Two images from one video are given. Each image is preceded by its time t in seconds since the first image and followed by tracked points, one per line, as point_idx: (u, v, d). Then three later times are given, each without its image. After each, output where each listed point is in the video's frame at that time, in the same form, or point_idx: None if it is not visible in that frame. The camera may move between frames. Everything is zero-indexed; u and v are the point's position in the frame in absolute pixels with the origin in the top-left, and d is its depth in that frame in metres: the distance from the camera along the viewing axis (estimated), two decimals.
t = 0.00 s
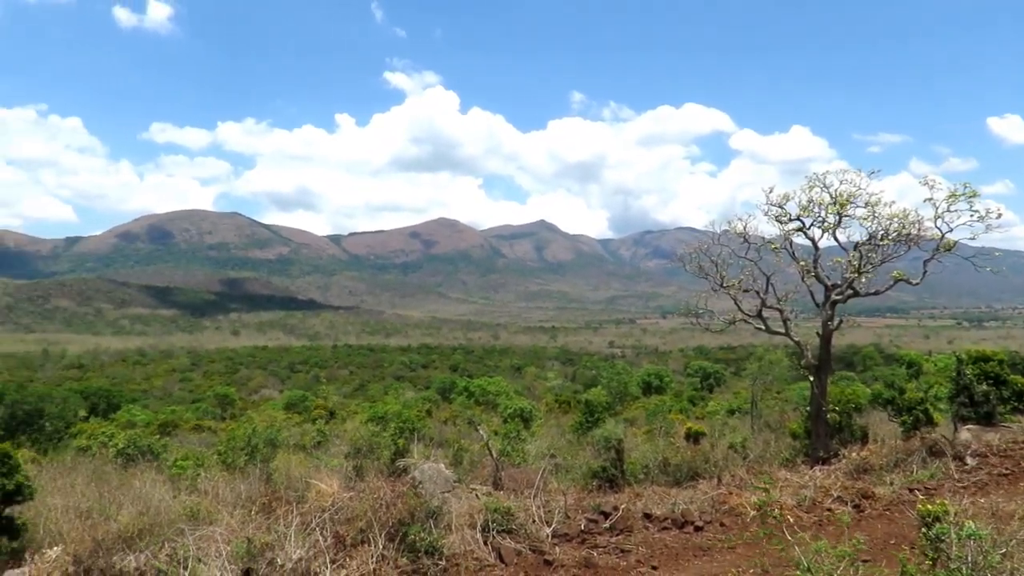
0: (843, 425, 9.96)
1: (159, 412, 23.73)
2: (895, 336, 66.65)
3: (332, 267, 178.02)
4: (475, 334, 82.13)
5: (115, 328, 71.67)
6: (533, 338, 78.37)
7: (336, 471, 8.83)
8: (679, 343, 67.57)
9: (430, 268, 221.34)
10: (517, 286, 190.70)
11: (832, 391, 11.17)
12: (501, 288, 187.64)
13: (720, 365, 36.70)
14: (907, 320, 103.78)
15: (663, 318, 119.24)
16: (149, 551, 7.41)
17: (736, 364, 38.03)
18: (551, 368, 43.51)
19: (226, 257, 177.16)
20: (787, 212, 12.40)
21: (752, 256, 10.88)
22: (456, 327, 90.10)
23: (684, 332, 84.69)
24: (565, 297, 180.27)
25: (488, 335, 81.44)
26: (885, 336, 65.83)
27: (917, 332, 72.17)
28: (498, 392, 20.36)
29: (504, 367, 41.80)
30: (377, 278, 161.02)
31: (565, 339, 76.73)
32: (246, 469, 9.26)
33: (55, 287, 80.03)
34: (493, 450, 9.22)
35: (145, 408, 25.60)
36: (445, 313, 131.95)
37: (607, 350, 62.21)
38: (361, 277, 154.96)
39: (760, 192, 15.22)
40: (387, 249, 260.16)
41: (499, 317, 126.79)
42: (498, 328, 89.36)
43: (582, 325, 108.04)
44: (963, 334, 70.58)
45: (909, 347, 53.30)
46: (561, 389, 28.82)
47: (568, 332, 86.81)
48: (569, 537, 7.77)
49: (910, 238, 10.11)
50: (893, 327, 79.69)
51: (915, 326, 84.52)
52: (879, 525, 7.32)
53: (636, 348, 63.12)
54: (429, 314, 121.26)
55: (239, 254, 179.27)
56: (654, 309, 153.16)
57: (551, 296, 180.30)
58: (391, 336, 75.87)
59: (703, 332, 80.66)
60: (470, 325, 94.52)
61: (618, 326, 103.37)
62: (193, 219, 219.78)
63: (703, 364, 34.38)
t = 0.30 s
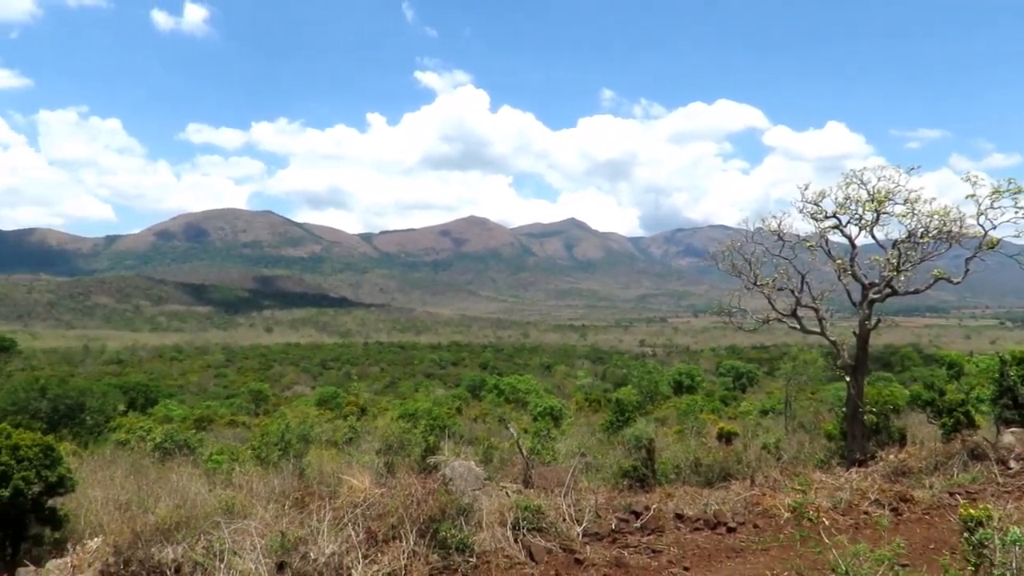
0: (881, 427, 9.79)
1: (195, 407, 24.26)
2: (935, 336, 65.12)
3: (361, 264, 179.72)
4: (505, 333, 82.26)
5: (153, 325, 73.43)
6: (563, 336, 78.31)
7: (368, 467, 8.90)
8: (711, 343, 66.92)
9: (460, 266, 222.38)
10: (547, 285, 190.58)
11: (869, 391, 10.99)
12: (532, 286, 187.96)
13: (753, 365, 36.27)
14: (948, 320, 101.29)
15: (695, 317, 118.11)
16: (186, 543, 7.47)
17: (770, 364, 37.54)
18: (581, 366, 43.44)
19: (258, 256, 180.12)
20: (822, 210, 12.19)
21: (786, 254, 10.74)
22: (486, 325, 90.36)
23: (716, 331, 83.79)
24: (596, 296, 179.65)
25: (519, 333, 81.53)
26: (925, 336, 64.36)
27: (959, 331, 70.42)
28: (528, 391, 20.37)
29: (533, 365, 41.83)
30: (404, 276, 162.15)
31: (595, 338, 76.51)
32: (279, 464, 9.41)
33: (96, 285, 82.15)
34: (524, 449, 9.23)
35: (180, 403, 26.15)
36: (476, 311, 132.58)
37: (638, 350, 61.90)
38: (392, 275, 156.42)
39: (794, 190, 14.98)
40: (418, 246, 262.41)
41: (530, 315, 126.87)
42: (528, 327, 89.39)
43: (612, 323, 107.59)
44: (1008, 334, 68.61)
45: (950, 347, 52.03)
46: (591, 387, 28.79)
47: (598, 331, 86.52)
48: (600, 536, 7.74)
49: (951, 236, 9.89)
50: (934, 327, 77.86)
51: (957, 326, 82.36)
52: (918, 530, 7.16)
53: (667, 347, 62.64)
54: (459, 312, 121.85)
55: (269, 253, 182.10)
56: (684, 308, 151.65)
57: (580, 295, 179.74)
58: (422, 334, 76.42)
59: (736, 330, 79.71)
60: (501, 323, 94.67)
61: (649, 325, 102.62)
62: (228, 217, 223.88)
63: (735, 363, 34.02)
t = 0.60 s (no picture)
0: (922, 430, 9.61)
1: (231, 402, 24.78)
2: (978, 337, 63.44)
3: (392, 262, 181.18)
4: (537, 331, 82.35)
5: (191, 322, 75.16)
6: (594, 335, 78.09)
7: (400, 464, 8.99)
8: (746, 343, 66.11)
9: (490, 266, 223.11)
10: (578, 283, 190.02)
11: (908, 392, 10.78)
12: (563, 285, 187.90)
13: (788, 365, 35.77)
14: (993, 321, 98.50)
15: (729, 316, 116.71)
16: (224, 535, 7.55)
17: (805, 364, 36.95)
18: (613, 365, 43.34)
19: (290, 254, 182.97)
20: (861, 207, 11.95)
21: (823, 253, 10.57)
22: (518, 324, 90.55)
23: (751, 331, 82.73)
24: (628, 295, 178.65)
25: (550, 331, 81.50)
26: (968, 337, 62.67)
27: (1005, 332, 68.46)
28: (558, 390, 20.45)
29: (564, 364, 41.89)
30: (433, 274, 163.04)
31: (627, 337, 76.15)
32: (314, 460, 9.56)
33: (136, 282, 84.20)
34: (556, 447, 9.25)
35: (217, 399, 26.69)
36: (507, 310, 132.73)
37: (670, 349, 61.47)
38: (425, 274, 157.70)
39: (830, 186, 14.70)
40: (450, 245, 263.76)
41: (562, 314, 126.74)
42: (559, 325, 89.25)
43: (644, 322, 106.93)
44: None
45: (993, 350, 50.72)
46: (622, 387, 28.73)
47: (630, 330, 86.04)
48: (633, 536, 7.73)
49: (996, 235, 9.65)
50: (978, 328, 75.88)
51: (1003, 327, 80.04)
52: (960, 535, 7.00)
53: (700, 347, 62.07)
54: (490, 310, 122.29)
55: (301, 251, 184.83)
56: (716, 308, 149.91)
57: (612, 293, 178.80)
58: (454, 332, 76.85)
59: (770, 329, 78.64)
60: (533, 321, 94.74)
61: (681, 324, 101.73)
62: (264, 216, 228.19)
63: (770, 364, 33.58)
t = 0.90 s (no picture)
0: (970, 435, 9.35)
1: (272, 399, 25.29)
2: None
3: (426, 262, 182.63)
4: (572, 331, 82.18)
5: (233, 319, 76.93)
6: (631, 335, 77.57)
7: (436, 462, 9.08)
8: (787, 344, 64.96)
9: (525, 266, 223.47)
10: (614, 283, 188.99)
11: (956, 396, 10.49)
12: (599, 285, 187.35)
13: (830, 367, 35.05)
14: None
15: (768, 317, 114.79)
16: (266, 529, 7.69)
17: (848, 366, 36.16)
18: (649, 365, 43.06)
19: (327, 254, 185.86)
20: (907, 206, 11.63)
21: (867, 252, 10.34)
22: (554, 324, 90.46)
23: (792, 332, 81.24)
24: (665, 295, 177.09)
25: (586, 331, 81.21)
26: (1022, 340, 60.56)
27: None
28: (594, 390, 20.41)
29: (599, 364, 41.81)
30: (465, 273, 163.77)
31: (665, 337, 75.46)
32: (353, 457, 9.69)
33: (181, 281, 86.45)
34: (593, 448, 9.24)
35: (259, 395, 27.25)
36: (541, 309, 132.67)
37: (708, 350, 60.78)
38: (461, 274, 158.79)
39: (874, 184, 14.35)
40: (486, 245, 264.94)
41: (597, 314, 126.18)
42: (595, 325, 88.85)
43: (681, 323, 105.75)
44: None
45: None
46: (660, 387, 28.53)
47: (667, 330, 85.23)
48: (670, 538, 7.66)
49: None
50: None
51: None
52: (1011, 544, 6.79)
53: (739, 348, 61.20)
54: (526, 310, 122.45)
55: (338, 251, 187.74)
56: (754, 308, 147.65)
57: (649, 293, 177.32)
58: (490, 332, 77.26)
59: (812, 331, 77.07)
60: (569, 321, 94.55)
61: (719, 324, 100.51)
62: (306, 216, 232.94)
63: (811, 365, 32.95)
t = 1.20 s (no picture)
0: None
1: (312, 397, 25.72)
2: None
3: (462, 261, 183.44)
4: (609, 331, 81.80)
5: (273, 319, 78.47)
6: (669, 336, 76.86)
7: (474, 462, 9.15)
8: (830, 345, 63.62)
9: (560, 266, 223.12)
10: (652, 283, 187.38)
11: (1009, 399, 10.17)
12: (636, 285, 186.23)
13: (875, 369, 34.22)
14: None
15: (810, 317, 112.58)
16: (307, 526, 7.82)
17: (894, 368, 35.26)
18: (687, 366, 42.64)
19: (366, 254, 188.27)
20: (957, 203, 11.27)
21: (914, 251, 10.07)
22: (591, 324, 90.14)
23: (834, 332, 79.61)
24: (705, 294, 174.86)
25: (623, 332, 80.70)
26: None
27: None
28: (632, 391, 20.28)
29: (636, 364, 41.59)
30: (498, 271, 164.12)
31: (703, 338, 74.55)
32: (391, 455, 9.82)
33: (224, 281, 88.41)
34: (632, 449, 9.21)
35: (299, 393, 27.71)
36: (579, 309, 132.35)
37: (747, 350, 59.92)
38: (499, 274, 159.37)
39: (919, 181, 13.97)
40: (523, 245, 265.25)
41: (634, 313, 125.31)
42: (633, 325, 88.22)
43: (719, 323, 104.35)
44: None
45: None
46: (698, 388, 28.25)
47: (707, 330, 84.18)
48: (710, 542, 7.55)
49: None
50: None
51: None
52: None
53: (780, 349, 60.17)
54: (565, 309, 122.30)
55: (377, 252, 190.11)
56: (794, 308, 144.91)
57: (688, 294, 175.22)
58: (524, 331, 77.37)
59: (855, 333, 75.29)
60: (607, 321, 94.04)
61: (757, 325, 99.03)
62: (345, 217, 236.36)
63: (856, 367, 32.22)
